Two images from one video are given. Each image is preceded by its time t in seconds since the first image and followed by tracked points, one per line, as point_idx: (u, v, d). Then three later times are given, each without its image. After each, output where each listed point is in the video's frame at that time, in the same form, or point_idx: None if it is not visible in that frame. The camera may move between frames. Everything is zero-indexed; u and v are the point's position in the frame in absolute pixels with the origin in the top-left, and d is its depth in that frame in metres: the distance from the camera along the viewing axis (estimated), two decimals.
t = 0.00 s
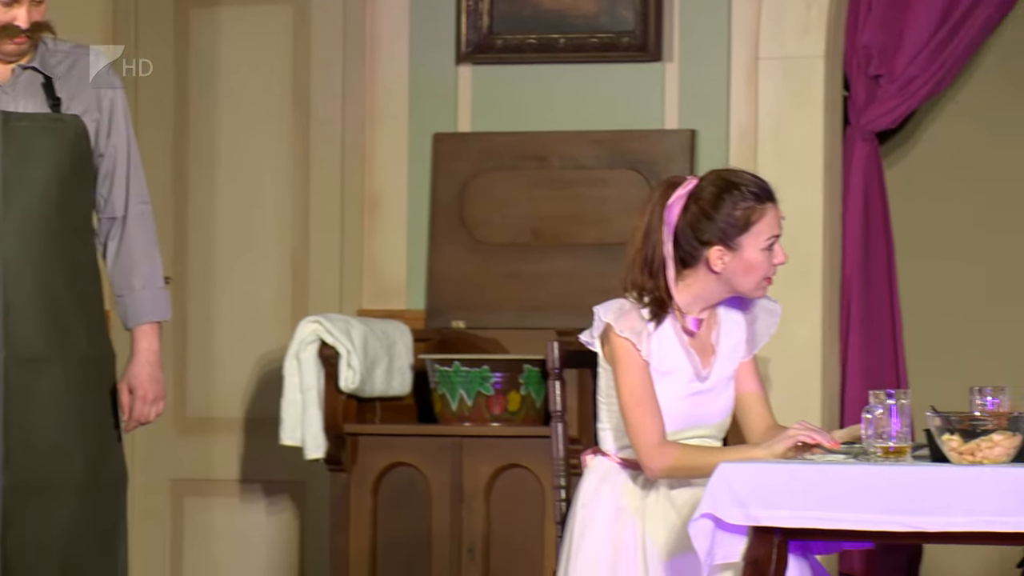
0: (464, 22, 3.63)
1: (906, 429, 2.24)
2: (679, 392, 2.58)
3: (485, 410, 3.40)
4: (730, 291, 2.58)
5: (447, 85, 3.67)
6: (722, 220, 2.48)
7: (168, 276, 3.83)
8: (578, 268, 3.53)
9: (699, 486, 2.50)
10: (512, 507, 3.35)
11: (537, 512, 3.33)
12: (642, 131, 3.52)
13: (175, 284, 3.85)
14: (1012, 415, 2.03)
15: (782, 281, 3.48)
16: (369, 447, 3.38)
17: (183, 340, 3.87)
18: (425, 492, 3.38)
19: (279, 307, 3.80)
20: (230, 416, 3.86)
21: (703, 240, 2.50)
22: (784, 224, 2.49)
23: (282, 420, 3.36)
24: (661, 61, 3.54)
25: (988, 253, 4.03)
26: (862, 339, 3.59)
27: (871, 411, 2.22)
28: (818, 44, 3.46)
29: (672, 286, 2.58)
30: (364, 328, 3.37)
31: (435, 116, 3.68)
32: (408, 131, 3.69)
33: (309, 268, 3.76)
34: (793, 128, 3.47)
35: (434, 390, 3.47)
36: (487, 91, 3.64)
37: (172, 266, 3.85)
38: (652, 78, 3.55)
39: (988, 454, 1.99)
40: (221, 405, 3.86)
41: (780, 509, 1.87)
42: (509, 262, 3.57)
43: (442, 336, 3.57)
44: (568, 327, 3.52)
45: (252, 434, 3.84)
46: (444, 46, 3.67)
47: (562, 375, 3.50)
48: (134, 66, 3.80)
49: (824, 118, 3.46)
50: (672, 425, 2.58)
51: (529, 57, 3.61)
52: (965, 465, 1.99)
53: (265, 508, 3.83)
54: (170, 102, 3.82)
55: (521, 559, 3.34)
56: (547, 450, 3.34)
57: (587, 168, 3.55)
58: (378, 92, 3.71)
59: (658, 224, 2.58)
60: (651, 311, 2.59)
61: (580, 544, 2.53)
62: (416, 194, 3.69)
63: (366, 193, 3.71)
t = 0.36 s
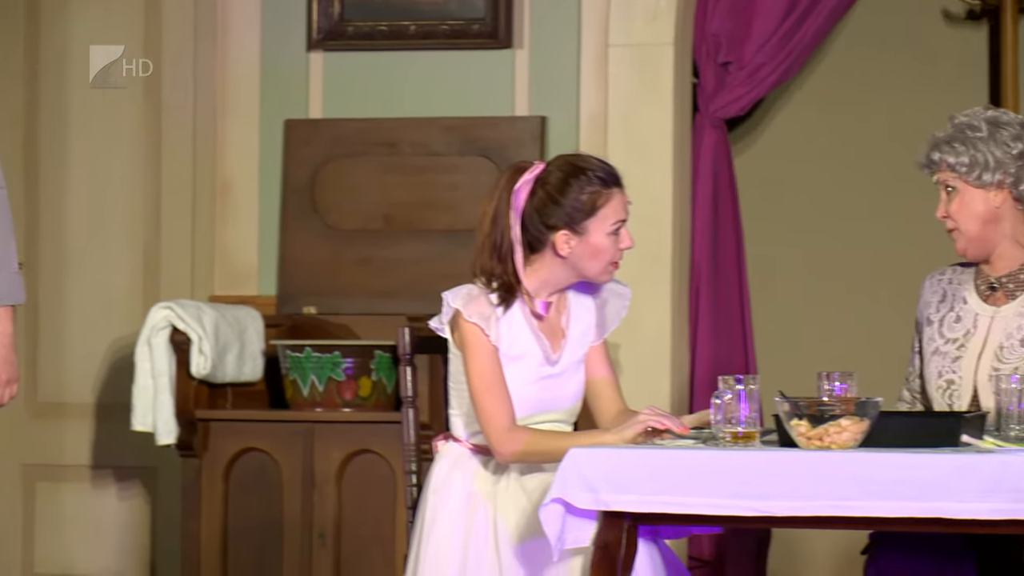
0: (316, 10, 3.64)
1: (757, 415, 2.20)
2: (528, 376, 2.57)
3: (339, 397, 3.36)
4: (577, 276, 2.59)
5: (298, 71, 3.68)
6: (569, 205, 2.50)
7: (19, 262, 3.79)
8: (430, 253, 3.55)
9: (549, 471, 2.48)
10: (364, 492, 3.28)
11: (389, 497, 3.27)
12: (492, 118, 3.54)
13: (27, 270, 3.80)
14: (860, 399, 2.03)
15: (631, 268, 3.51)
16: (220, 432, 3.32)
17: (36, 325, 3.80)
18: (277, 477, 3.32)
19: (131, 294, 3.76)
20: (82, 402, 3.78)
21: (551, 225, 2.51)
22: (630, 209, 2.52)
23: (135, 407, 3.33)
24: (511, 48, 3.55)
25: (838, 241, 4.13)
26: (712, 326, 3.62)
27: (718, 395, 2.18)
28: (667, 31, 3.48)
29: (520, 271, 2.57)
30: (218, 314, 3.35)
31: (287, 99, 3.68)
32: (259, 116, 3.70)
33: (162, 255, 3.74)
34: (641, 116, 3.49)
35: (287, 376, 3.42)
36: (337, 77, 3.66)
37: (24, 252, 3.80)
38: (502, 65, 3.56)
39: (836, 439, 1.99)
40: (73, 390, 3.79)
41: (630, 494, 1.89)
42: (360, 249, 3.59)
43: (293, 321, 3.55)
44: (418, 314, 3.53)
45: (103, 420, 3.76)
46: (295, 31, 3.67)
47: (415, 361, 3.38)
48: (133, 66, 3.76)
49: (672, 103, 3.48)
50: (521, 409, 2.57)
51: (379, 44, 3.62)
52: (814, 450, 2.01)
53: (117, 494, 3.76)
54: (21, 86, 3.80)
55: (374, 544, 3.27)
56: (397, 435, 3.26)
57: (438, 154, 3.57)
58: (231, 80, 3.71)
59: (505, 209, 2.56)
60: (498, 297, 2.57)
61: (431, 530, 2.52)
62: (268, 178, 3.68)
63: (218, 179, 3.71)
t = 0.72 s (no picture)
0: None
1: (636, 401, 2.17)
2: (406, 363, 2.49)
3: (220, 384, 3.31)
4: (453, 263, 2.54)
5: (176, 60, 3.69)
6: (443, 190, 2.43)
7: None
8: (308, 240, 3.60)
9: (428, 457, 2.47)
10: (244, 479, 3.26)
11: (269, 483, 3.24)
12: (370, 107, 3.59)
13: None
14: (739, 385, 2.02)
15: (507, 253, 3.58)
16: (101, 419, 3.32)
17: None
18: (158, 464, 3.31)
19: (11, 282, 3.75)
20: None
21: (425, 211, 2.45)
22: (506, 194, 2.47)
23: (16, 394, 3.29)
24: (389, 37, 3.61)
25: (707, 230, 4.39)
26: (588, 313, 3.70)
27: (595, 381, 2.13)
28: (544, 19, 3.55)
29: (395, 259, 2.49)
30: (99, 301, 3.31)
31: (166, 88, 3.70)
32: (138, 106, 3.71)
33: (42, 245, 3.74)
34: (517, 105, 3.56)
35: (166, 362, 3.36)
36: (216, 66, 3.69)
37: None
38: (381, 54, 3.62)
39: (713, 425, 1.99)
40: None
41: (509, 479, 1.94)
42: (238, 237, 3.62)
43: (174, 309, 3.55)
44: (298, 301, 3.56)
45: None
46: (174, 20, 3.69)
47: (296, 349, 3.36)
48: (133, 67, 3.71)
49: (548, 92, 3.55)
50: (400, 396, 2.49)
51: (258, 33, 3.64)
52: (691, 436, 2.01)
53: None
54: None
55: (254, 531, 3.25)
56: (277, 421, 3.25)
57: (317, 143, 3.61)
58: (108, 70, 3.71)
59: (379, 196, 2.49)
60: (374, 286, 2.48)
61: (311, 517, 2.51)
62: (147, 167, 3.70)
63: (98, 169, 3.72)
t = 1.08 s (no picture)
0: None
1: (560, 390, 2.21)
2: (336, 352, 2.57)
3: (153, 374, 3.36)
4: (381, 255, 2.62)
5: (110, 55, 3.74)
6: (371, 185, 2.52)
7: None
8: (239, 232, 3.66)
9: (359, 446, 2.56)
10: (178, 469, 3.31)
11: (202, 473, 3.29)
12: (300, 102, 3.66)
13: None
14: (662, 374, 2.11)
15: (435, 243, 3.68)
16: (37, 409, 3.36)
17: None
18: (93, 452, 3.35)
19: None
20: None
21: (353, 205, 2.53)
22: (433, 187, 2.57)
23: None
24: (318, 34, 3.68)
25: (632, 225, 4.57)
26: (515, 304, 3.81)
27: (521, 370, 2.17)
28: (469, 16, 3.66)
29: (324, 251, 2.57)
30: (34, 293, 3.33)
31: (99, 82, 3.75)
32: (72, 100, 3.76)
33: None
34: (444, 100, 3.66)
35: (101, 353, 3.41)
36: (149, 61, 3.74)
37: None
38: (310, 50, 3.69)
39: (637, 414, 2.07)
40: None
41: (439, 467, 2.02)
42: (170, 229, 3.68)
43: (108, 300, 3.63)
44: (230, 293, 3.63)
45: None
46: (107, 16, 3.74)
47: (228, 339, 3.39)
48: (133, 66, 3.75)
49: (475, 89, 3.66)
50: (331, 386, 2.58)
51: (189, 29, 3.70)
52: (616, 424, 2.09)
53: None
54: None
55: (189, 522, 3.29)
56: (211, 411, 3.30)
57: (248, 137, 3.68)
58: (40, 66, 3.76)
59: (308, 189, 2.57)
60: (304, 277, 2.56)
61: (243, 503, 2.57)
62: (81, 160, 3.75)
63: (32, 162, 3.76)
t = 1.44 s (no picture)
0: None
1: (509, 381, 2.29)
2: (289, 344, 2.65)
3: (111, 367, 3.42)
4: (334, 249, 2.70)
5: (66, 53, 3.80)
6: (321, 181, 2.59)
7: None
8: (194, 228, 3.73)
9: (311, 436, 2.63)
10: (134, 461, 3.37)
11: (157, 465, 3.36)
12: (255, 100, 3.74)
13: None
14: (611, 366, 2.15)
15: (388, 239, 3.76)
16: None
17: None
18: (51, 445, 3.41)
19: None
20: None
21: (305, 201, 2.60)
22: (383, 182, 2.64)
23: None
24: (271, 33, 3.75)
25: (580, 221, 4.69)
26: (464, 297, 3.89)
27: (471, 363, 2.25)
28: (420, 17, 3.73)
29: (277, 245, 2.65)
30: None
31: (56, 80, 3.81)
32: (30, 98, 3.82)
33: None
34: (395, 98, 3.75)
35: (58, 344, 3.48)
36: (104, 59, 3.79)
37: None
38: (263, 48, 3.76)
39: (584, 405, 2.12)
40: None
41: (389, 458, 2.10)
42: (125, 224, 3.75)
43: (65, 293, 3.65)
44: (184, 286, 3.69)
45: None
46: (64, 14, 3.79)
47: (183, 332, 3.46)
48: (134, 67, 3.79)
49: (426, 87, 3.73)
50: (284, 377, 2.66)
51: (145, 28, 3.75)
52: (565, 416, 2.14)
53: None
54: None
55: (144, 513, 3.35)
56: (166, 402, 3.37)
57: (203, 134, 3.75)
58: None
59: (261, 185, 2.64)
60: (258, 272, 2.63)
61: (198, 494, 2.64)
62: (39, 157, 3.81)
63: None
